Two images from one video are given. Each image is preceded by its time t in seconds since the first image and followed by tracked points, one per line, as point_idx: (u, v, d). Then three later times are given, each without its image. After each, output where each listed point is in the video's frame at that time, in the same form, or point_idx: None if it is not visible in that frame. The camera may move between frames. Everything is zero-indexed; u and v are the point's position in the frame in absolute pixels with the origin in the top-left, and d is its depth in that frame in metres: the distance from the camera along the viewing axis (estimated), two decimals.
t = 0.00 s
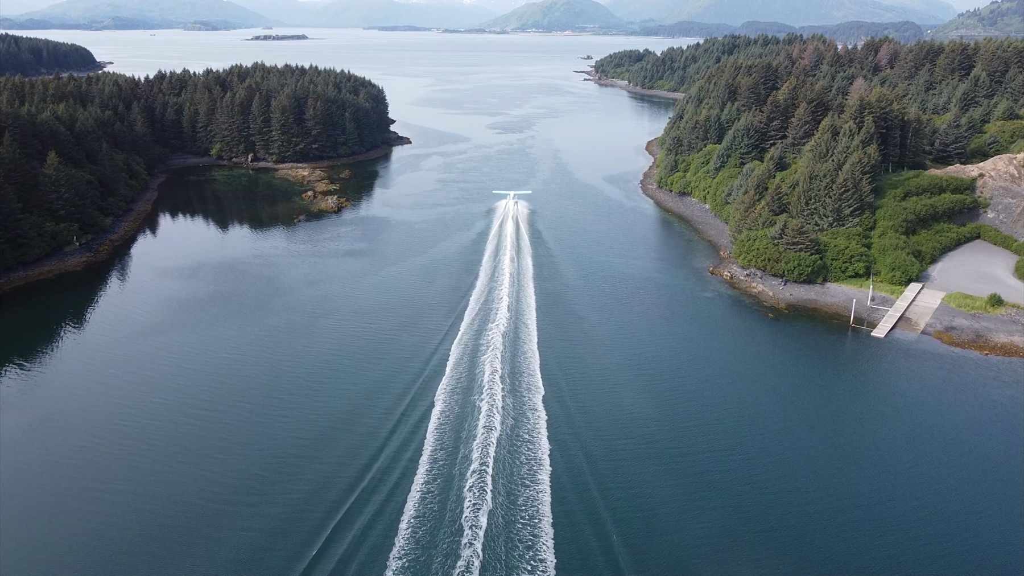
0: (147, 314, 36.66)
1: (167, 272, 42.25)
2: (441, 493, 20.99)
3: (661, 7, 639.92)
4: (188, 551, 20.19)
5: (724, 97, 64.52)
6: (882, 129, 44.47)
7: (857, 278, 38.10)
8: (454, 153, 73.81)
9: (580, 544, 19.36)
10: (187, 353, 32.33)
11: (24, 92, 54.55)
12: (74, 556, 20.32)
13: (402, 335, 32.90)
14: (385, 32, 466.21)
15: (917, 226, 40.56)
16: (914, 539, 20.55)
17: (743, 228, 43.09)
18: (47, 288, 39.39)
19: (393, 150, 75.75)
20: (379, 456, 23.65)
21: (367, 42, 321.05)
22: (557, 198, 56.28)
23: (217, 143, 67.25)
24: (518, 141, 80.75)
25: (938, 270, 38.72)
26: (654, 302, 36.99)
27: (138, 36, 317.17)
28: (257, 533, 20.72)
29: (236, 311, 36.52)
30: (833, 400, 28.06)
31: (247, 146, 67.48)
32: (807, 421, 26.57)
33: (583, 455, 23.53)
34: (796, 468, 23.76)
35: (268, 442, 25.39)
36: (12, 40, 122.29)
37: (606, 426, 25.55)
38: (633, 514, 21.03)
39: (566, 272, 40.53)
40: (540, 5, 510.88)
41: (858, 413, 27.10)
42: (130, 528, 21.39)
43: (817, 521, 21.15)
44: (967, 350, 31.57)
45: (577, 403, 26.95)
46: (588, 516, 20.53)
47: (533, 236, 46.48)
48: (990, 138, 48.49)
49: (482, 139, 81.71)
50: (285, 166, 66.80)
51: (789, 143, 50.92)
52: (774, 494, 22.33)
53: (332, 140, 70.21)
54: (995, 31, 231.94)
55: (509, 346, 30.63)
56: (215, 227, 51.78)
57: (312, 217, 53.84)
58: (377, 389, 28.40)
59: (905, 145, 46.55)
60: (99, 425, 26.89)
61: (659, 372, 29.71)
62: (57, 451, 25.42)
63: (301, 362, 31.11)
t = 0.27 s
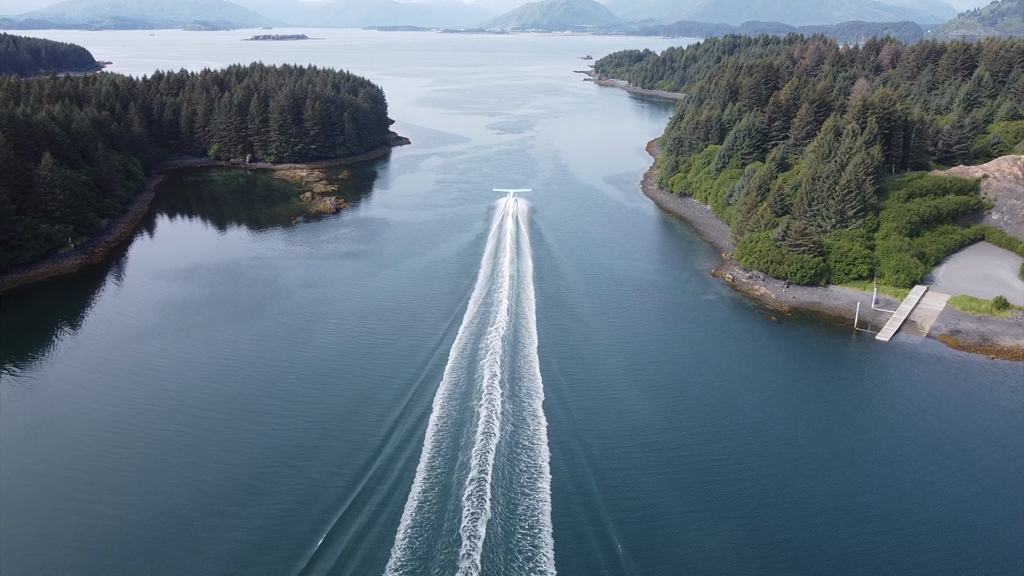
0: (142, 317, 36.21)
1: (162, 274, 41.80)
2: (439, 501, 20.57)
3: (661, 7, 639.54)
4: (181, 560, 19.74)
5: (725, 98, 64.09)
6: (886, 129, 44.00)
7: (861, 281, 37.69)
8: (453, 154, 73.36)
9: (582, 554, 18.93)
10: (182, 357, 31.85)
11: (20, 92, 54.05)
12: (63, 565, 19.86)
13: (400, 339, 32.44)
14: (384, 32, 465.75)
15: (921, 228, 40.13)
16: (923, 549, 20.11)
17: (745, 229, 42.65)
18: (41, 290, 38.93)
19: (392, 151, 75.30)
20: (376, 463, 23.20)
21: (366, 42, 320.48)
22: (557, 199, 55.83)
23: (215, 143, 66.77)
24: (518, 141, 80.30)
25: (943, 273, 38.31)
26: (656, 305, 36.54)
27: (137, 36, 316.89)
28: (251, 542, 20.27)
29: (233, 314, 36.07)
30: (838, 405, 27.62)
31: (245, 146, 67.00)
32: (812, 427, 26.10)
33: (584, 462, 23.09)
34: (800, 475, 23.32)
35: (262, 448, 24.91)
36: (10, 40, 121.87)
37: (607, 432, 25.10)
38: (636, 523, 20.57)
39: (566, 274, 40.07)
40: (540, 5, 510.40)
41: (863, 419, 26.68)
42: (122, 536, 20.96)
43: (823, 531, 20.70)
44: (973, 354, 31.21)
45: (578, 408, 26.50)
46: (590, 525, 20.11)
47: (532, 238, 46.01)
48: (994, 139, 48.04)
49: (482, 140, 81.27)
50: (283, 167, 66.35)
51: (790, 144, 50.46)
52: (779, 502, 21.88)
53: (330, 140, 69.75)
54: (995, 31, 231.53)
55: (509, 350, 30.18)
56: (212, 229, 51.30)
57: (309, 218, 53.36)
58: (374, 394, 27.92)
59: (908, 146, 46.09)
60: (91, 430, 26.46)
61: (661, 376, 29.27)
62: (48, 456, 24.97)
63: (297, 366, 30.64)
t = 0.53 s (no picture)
0: (138, 321, 35.78)
1: (158, 278, 41.35)
2: (437, 512, 20.15)
3: (661, 8, 639.19)
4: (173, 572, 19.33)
5: (726, 99, 63.68)
6: (889, 130, 43.55)
7: (865, 284, 37.29)
8: (452, 155, 72.96)
9: (583, 567, 18.54)
10: (177, 362, 31.41)
11: (15, 93, 53.60)
12: None
13: (398, 343, 31.97)
14: (385, 33, 466.03)
15: (925, 230, 39.74)
16: (932, 560, 19.71)
17: (747, 232, 42.22)
18: (36, 293, 38.50)
19: (391, 152, 74.86)
20: (373, 471, 22.79)
21: (367, 43, 321.51)
22: (558, 201, 55.41)
23: (213, 144, 66.33)
24: (517, 142, 79.89)
25: (948, 276, 37.95)
26: (657, 309, 36.11)
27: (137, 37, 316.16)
28: (245, 553, 19.87)
29: (229, 318, 35.65)
30: (843, 412, 27.22)
31: (243, 148, 66.55)
32: (817, 434, 25.69)
33: (585, 471, 22.67)
34: (806, 484, 22.88)
35: (257, 457, 24.48)
36: (9, 40, 121.38)
37: (608, 440, 24.68)
38: (638, 535, 20.13)
39: (567, 277, 39.64)
40: (540, 6, 510.11)
41: (869, 426, 26.28)
42: (113, 548, 20.53)
43: (829, 542, 20.31)
44: (979, 359, 30.89)
45: (579, 415, 26.08)
46: (592, 537, 19.69)
47: (532, 240, 45.58)
48: (998, 140, 47.58)
49: (481, 141, 80.85)
50: (281, 168, 65.90)
51: (792, 145, 50.04)
52: (784, 512, 21.49)
53: (329, 141, 69.29)
54: (996, 31, 231.15)
55: (508, 356, 29.76)
56: (209, 231, 50.87)
57: (307, 220, 52.92)
58: (372, 401, 27.46)
59: (911, 147, 45.66)
60: (84, 436, 26.04)
61: (663, 382, 28.87)
62: (39, 463, 24.54)
63: (294, 371, 30.21)
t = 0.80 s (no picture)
0: (133, 326, 35.36)
1: (154, 282, 40.92)
2: (434, 523, 19.74)
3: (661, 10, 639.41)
4: None
5: (727, 101, 63.26)
6: (893, 133, 43.11)
7: (868, 288, 36.88)
8: (452, 157, 72.53)
9: None
10: (171, 369, 30.95)
11: (12, 95, 53.23)
12: None
13: (396, 350, 31.49)
14: (385, 35, 466.41)
15: (929, 234, 39.33)
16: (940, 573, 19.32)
17: (750, 235, 41.81)
18: (30, 298, 38.09)
19: (391, 155, 74.48)
20: (369, 480, 22.38)
21: (367, 45, 321.38)
22: (558, 204, 55.01)
23: (211, 147, 65.90)
24: (517, 145, 79.49)
25: (952, 280, 37.55)
26: (659, 314, 35.64)
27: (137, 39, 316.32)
28: (238, 566, 19.46)
29: (226, 323, 35.22)
30: (848, 420, 26.82)
31: (241, 150, 66.15)
32: (822, 443, 25.29)
33: (586, 480, 22.26)
34: (811, 494, 22.46)
35: (251, 466, 24.00)
36: (8, 42, 121.05)
37: (609, 448, 24.27)
38: (641, 550, 19.66)
39: (567, 281, 39.23)
40: (540, 8, 510.18)
41: (874, 434, 25.88)
42: (103, 559, 20.13)
43: (835, 555, 19.89)
44: (985, 366, 30.56)
45: (580, 422, 25.67)
46: (593, 549, 19.29)
47: (532, 244, 45.13)
48: (1002, 142, 47.06)
49: (481, 143, 80.46)
50: (280, 171, 65.51)
51: (794, 147, 49.61)
52: (789, 523, 21.08)
53: (328, 144, 68.90)
54: (996, 33, 230.73)
55: (508, 362, 29.31)
56: (207, 235, 50.45)
57: (305, 224, 52.46)
58: (369, 407, 27.05)
59: (915, 150, 45.21)
60: (76, 444, 25.63)
61: (665, 389, 28.45)
62: (30, 472, 24.12)
63: (290, 378, 29.74)
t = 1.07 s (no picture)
0: (128, 331, 34.94)
1: (150, 287, 40.49)
2: (433, 535, 19.33)
3: (661, 12, 639.77)
4: None
5: (729, 104, 62.87)
6: (897, 136, 42.68)
7: (873, 293, 36.46)
8: (452, 160, 72.16)
9: None
10: (166, 375, 30.51)
11: (8, 98, 52.81)
12: None
13: (393, 355, 31.01)
14: (385, 37, 466.48)
15: (934, 238, 38.91)
16: None
17: (752, 239, 41.38)
18: (25, 303, 37.68)
19: (390, 157, 74.08)
20: (366, 489, 21.96)
21: (367, 47, 321.58)
22: (558, 207, 54.59)
23: (209, 149, 65.49)
24: (517, 147, 79.11)
25: (957, 284, 37.16)
26: (661, 319, 35.20)
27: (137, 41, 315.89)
28: None
29: (222, 328, 34.79)
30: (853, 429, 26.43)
31: (240, 153, 65.74)
32: (827, 453, 24.88)
33: (588, 491, 21.84)
34: (817, 506, 22.05)
35: (245, 475, 23.54)
36: (6, 44, 120.54)
37: (611, 457, 23.86)
38: (646, 564, 19.11)
39: (568, 285, 38.78)
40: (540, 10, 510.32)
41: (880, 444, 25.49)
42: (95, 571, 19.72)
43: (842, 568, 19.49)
44: (992, 373, 30.21)
45: (581, 430, 25.23)
46: (595, 562, 18.87)
47: (532, 247, 44.69)
48: (1006, 145, 46.62)
49: (481, 146, 80.12)
50: (278, 174, 65.10)
51: (797, 151, 49.23)
52: (794, 536, 20.67)
53: (327, 147, 68.48)
54: (996, 35, 230.46)
55: (508, 369, 28.89)
56: (204, 238, 50.02)
57: (303, 227, 52.01)
58: (367, 415, 26.63)
59: (919, 153, 44.80)
60: (68, 452, 25.19)
61: (667, 396, 28.01)
62: (20, 480, 23.67)
63: (284, 383, 29.34)
